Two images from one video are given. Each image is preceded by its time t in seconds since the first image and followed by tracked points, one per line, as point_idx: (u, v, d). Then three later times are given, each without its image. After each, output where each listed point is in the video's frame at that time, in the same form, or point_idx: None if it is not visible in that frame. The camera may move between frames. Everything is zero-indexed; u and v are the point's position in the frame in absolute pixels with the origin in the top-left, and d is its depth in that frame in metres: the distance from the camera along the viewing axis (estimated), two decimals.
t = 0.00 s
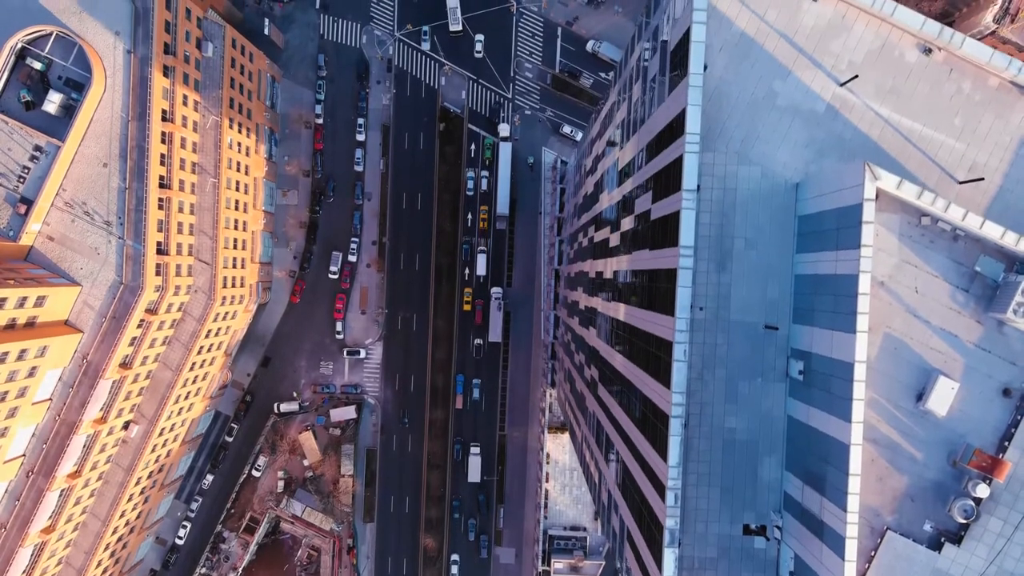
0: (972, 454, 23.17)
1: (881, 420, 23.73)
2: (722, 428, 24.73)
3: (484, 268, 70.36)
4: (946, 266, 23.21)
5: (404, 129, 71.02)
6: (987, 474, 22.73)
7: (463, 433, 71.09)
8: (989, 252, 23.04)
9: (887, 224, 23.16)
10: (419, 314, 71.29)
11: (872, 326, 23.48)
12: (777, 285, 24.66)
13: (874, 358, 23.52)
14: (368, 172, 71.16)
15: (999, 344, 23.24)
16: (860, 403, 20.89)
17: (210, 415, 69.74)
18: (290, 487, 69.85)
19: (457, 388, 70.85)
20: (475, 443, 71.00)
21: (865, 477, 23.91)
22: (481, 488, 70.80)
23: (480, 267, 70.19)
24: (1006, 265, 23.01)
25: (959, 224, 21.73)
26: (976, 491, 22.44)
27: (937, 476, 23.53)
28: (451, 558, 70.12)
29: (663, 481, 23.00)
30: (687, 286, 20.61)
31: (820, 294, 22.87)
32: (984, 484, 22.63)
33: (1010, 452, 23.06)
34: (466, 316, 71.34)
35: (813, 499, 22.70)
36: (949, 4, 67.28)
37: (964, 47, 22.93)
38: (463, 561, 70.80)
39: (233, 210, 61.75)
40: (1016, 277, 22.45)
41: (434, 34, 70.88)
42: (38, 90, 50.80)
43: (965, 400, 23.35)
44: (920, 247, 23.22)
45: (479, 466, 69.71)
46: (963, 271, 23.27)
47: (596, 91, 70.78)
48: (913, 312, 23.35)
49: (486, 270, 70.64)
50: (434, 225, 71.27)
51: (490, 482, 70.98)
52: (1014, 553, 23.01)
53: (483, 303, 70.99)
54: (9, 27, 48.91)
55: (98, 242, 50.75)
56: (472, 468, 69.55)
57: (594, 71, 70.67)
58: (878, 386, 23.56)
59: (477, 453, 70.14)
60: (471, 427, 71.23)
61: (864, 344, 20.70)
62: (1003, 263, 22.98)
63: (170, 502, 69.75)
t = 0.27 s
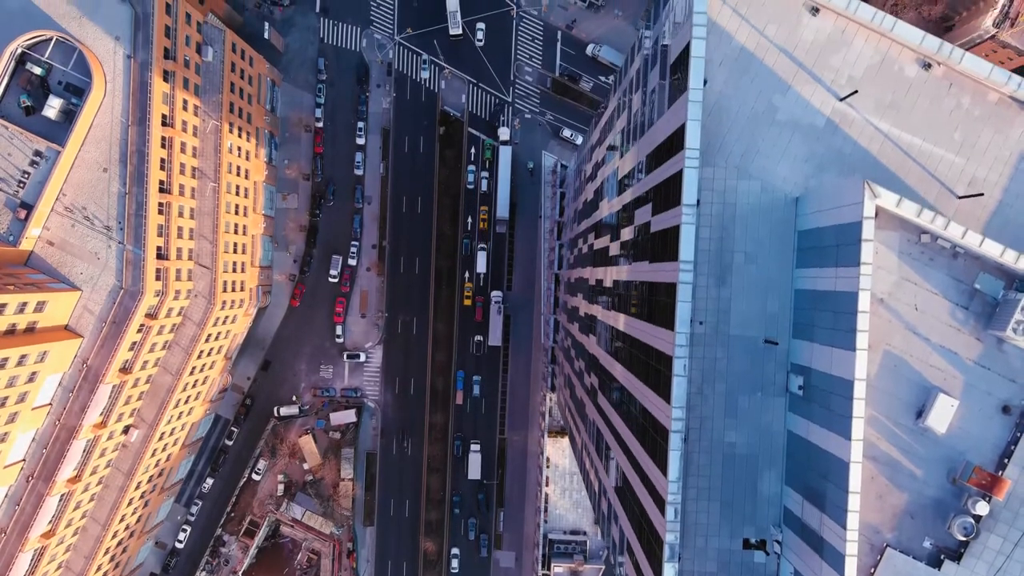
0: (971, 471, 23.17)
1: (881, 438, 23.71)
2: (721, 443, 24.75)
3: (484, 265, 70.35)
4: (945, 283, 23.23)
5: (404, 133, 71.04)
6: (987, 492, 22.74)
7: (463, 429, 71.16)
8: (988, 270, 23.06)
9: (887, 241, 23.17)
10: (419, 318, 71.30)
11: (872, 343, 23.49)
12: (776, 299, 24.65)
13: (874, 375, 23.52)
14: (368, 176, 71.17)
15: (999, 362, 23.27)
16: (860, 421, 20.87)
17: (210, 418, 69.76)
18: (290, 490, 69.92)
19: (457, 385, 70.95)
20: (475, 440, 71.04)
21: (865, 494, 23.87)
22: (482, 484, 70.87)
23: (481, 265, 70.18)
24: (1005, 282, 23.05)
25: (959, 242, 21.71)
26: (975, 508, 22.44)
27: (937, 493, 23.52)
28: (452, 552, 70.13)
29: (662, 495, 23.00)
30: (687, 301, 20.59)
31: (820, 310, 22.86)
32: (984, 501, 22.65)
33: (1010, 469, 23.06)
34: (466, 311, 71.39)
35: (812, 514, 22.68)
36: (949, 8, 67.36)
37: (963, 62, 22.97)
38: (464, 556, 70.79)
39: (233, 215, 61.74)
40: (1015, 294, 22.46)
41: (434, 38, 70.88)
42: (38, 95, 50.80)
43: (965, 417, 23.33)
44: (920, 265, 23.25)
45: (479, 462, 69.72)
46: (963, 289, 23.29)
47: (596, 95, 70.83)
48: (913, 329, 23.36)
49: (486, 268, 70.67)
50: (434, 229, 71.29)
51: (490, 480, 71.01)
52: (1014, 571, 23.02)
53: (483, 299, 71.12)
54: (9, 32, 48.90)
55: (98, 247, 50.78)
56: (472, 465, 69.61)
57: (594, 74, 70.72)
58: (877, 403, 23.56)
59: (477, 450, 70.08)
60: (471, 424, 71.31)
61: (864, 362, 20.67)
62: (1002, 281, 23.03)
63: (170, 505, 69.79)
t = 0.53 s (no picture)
0: (972, 488, 23.13)
1: (880, 454, 23.66)
2: (722, 457, 24.76)
3: (484, 264, 70.25)
4: (945, 300, 23.24)
5: (404, 137, 71.05)
6: (987, 510, 22.72)
7: (463, 426, 71.20)
8: (988, 287, 23.07)
9: (886, 258, 23.15)
10: (420, 321, 71.31)
11: (871, 360, 23.46)
12: (775, 314, 24.61)
13: (874, 393, 23.48)
14: (368, 180, 71.15)
15: (999, 379, 23.30)
16: (860, 439, 20.80)
17: (210, 422, 69.75)
18: (290, 494, 69.91)
19: (458, 380, 70.78)
20: (475, 437, 71.05)
21: (865, 511, 23.80)
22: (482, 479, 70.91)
23: (481, 264, 70.09)
24: (1005, 299, 23.04)
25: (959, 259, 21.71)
26: (976, 526, 22.43)
27: (938, 510, 23.49)
28: (452, 546, 70.09)
29: (662, 510, 22.98)
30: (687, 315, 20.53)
31: (820, 326, 22.82)
32: (984, 519, 22.64)
33: (1010, 486, 23.04)
34: (466, 307, 71.35)
35: (812, 531, 22.60)
36: (948, 12, 67.45)
37: (963, 77, 23.12)
38: (464, 550, 70.74)
39: (233, 219, 61.73)
40: (1015, 312, 22.47)
41: (434, 41, 70.89)
42: (38, 100, 50.82)
43: (965, 434, 23.34)
44: (920, 282, 23.24)
45: (479, 459, 69.85)
46: (963, 306, 23.29)
47: (597, 99, 70.86)
48: (913, 346, 23.33)
49: (486, 266, 70.65)
50: (434, 232, 71.27)
51: (490, 478, 71.01)
52: None
53: (484, 296, 71.19)
54: (10, 38, 48.91)
55: (98, 252, 50.81)
56: (472, 461, 69.76)
57: (594, 78, 70.76)
58: (877, 420, 23.52)
59: (477, 447, 69.98)
60: (471, 422, 71.34)
61: (864, 380, 20.62)
62: (1002, 298, 23.02)
63: (170, 509, 69.78)
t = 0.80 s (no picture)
0: (972, 506, 23.15)
1: (880, 471, 23.61)
2: (722, 472, 24.78)
3: (485, 264, 70.24)
4: (945, 317, 23.24)
5: (404, 140, 71.05)
6: (987, 528, 22.70)
7: (463, 422, 71.23)
8: (988, 304, 23.05)
9: (886, 276, 23.13)
10: (420, 325, 71.31)
11: (871, 377, 23.44)
12: (776, 329, 24.58)
13: (874, 410, 23.46)
14: (368, 183, 71.15)
15: (999, 397, 23.28)
16: (860, 457, 20.77)
17: (210, 426, 69.73)
18: (290, 498, 69.92)
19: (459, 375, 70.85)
20: (475, 433, 71.14)
21: (865, 528, 23.76)
22: (482, 475, 71.06)
23: (481, 264, 70.15)
24: (1005, 317, 23.03)
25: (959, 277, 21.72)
26: (976, 545, 22.39)
27: (938, 528, 23.44)
28: (452, 541, 70.02)
29: (663, 524, 22.97)
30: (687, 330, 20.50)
31: (820, 343, 22.78)
32: (984, 537, 22.62)
33: (1010, 504, 23.06)
34: (466, 303, 71.42)
35: (812, 547, 22.55)
36: (948, 16, 67.50)
37: (963, 92, 23.08)
38: (464, 545, 70.62)
39: (233, 223, 61.73)
40: (1015, 330, 22.48)
41: (434, 45, 70.89)
42: (38, 105, 50.82)
43: (965, 452, 23.31)
44: (920, 299, 23.25)
45: (479, 456, 69.90)
46: (963, 323, 23.28)
47: (597, 102, 70.86)
48: (913, 364, 23.33)
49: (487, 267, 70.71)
50: (434, 236, 71.29)
51: (490, 475, 71.05)
52: None
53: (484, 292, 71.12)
54: (10, 43, 48.92)
55: (98, 257, 50.84)
56: (472, 459, 69.95)
57: (594, 82, 70.76)
58: (877, 437, 23.49)
59: (478, 444, 70.20)
60: (471, 418, 71.39)
61: (864, 398, 20.58)
62: (1002, 315, 23.01)
63: (170, 513, 69.78)
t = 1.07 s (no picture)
0: (972, 524, 23.10)
1: (880, 489, 23.58)
2: (722, 486, 24.70)
3: (485, 264, 70.22)
4: (945, 335, 23.27)
5: (404, 144, 71.06)
6: (987, 546, 22.72)
7: (464, 416, 71.24)
8: (988, 322, 23.09)
9: (886, 293, 23.19)
10: (420, 329, 71.32)
11: (872, 395, 23.41)
12: (776, 344, 24.55)
13: (874, 427, 23.44)
14: (368, 187, 71.14)
15: (999, 414, 23.32)
16: (861, 475, 20.80)
17: (210, 430, 69.72)
18: (290, 501, 69.90)
19: (459, 371, 70.88)
20: (475, 428, 71.18)
21: (865, 546, 23.73)
22: (482, 472, 71.14)
23: (481, 264, 70.13)
24: (1005, 334, 23.08)
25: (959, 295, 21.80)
26: (976, 563, 22.39)
27: (938, 545, 23.42)
28: (452, 535, 69.99)
29: (663, 538, 22.92)
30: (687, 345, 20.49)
31: (821, 359, 22.78)
32: (984, 555, 22.62)
33: (1010, 522, 23.03)
34: (466, 302, 71.42)
35: (813, 563, 22.52)
36: (948, 20, 67.60)
37: (963, 108, 23.15)
38: (464, 539, 70.55)
39: (233, 227, 61.71)
40: (1015, 348, 22.50)
41: (434, 49, 70.92)
42: (38, 110, 50.82)
43: (965, 469, 23.33)
44: (920, 316, 23.27)
45: (479, 453, 69.97)
46: (963, 341, 23.33)
47: (597, 106, 70.91)
48: (914, 382, 23.32)
49: (487, 267, 70.74)
50: (434, 240, 71.29)
51: (490, 472, 71.10)
52: None
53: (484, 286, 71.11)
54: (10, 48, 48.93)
55: (98, 262, 50.87)
56: (472, 455, 70.01)
57: (594, 85, 70.82)
58: (877, 454, 23.47)
59: (478, 441, 70.25)
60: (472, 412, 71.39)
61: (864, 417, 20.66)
62: (1002, 333, 23.04)
63: (170, 516, 69.75)
